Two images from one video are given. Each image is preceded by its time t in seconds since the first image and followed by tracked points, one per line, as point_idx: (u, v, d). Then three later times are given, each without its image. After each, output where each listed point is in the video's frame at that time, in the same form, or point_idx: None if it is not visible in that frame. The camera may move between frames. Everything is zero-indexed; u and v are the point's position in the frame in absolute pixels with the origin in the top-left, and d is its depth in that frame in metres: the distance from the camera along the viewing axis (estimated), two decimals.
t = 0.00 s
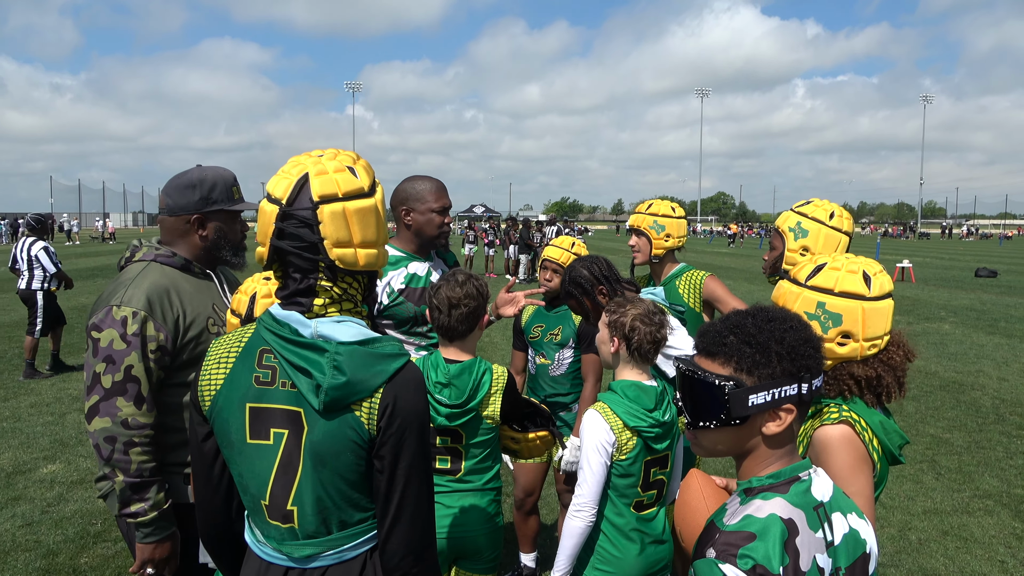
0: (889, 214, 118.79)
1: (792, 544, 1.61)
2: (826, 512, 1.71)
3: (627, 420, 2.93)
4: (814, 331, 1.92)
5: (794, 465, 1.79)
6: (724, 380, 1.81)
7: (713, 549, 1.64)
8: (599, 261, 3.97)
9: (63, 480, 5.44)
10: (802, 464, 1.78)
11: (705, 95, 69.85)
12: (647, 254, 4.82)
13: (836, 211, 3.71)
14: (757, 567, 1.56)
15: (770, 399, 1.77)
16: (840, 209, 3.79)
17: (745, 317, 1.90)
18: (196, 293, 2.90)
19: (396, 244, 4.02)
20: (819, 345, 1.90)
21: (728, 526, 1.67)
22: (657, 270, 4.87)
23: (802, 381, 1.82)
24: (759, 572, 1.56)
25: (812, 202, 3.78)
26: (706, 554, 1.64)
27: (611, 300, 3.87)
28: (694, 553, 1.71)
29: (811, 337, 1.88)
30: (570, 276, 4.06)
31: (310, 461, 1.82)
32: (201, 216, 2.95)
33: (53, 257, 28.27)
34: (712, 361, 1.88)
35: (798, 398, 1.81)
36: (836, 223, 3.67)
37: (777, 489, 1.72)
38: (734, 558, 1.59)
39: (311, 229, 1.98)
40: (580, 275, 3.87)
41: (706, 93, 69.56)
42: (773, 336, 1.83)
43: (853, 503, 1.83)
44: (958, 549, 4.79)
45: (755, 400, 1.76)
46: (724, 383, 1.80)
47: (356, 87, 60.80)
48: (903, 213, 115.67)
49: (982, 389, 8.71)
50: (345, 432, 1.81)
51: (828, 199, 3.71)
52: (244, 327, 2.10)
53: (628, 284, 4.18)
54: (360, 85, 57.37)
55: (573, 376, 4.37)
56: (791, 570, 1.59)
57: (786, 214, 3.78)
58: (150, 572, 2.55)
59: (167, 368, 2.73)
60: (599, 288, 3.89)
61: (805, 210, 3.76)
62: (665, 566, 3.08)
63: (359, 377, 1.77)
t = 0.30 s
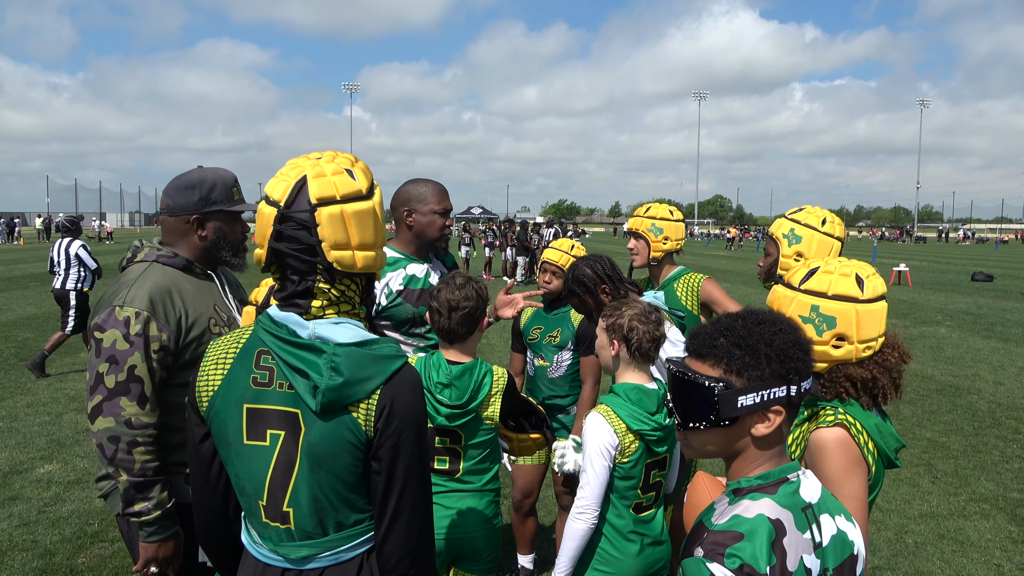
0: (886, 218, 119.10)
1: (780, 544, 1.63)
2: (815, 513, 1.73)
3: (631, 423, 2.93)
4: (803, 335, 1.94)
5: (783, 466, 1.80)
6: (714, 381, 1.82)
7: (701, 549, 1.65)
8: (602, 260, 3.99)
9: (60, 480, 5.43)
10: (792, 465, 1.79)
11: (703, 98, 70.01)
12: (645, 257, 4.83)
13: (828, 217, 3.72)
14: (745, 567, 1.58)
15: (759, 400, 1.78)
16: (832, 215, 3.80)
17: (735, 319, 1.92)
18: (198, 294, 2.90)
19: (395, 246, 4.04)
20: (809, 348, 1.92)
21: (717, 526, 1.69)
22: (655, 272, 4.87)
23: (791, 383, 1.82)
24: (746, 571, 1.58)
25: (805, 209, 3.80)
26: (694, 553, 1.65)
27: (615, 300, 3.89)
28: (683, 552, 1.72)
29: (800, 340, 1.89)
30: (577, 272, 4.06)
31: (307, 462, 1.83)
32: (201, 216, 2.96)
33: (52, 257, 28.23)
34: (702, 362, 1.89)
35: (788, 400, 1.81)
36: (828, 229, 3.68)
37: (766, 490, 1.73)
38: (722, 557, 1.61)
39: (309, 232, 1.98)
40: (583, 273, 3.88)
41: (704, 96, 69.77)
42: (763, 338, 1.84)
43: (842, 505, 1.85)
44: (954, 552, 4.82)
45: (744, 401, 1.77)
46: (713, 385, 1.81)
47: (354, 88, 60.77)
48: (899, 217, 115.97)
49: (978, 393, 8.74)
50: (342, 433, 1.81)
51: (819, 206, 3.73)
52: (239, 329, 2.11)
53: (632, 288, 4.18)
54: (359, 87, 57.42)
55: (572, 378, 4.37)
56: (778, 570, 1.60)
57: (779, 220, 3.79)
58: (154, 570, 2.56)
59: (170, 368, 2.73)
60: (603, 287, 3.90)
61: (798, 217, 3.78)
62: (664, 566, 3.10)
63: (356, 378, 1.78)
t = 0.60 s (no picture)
0: (888, 217, 118.97)
1: (768, 542, 1.64)
2: (804, 511, 1.74)
3: (639, 423, 2.93)
4: (797, 333, 1.93)
5: (773, 462, 1.80)
6: (706, 377, 1.82)
7: (689, 545, 1.66)
8: (608, 256, 4.00)
9: (63, 478, 5.44)
10: (780, 462, 1.80)
11: (705, 97, 69.96)
12: (648, 256, 4.84)
13: (821, 214, 3.76)
14: (732, 563, 1.59)
15: (750, 397, 1.78)
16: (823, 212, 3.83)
17: (728, 315, 1.91)
18: (201, 290, 2.91)
19: (398, 242, 4.05)
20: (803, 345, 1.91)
21: (706, 522, 1.69)
22: (659, 270, 4.91)
23: (783, 381, 1.82)
24: (733, 568, 1.59)
25: (798, 207, 3.80)
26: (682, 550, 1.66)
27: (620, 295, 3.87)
28: (671, 548, 1.73)
29: (793, 337, 1.88)
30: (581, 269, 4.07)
31: (303, 456, 1.84)
32: (205, 213, 2.96)
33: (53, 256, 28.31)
34: (695, 358, 1.89)
35: (779, 397, 1.81)
36: (823, 226, 3.71)
37: (756, 487, 1.73)
38: (710, 554, 1.61)
39: (306, 226, 1.98)
40: (589, 268, 3.89)
41: (705, 96, 69.75)
42: (755, 334, 1.84)
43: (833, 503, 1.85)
44: (957, 550, 4.81)
45: (735, 398, 1.77)
46: (705, 380, 1.81)
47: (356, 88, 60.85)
48: (901, 217, 115.86)
49: (981, 392, 8.73)
50: (339, 427, 1.82)
51: (812, 204, 3.75)
52: (238, 324, 2.13)
53: (637, 287, 4.16)
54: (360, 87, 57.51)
55: (574, 376, 4.37)
56: (765, 567, 1.61)
57: (773, 220, 3.78)
58: (155, 566, 2.56)
59: (173, 365, 2.74)
60: (609, 283, 3.89)
61: (790, 216, 3.78)
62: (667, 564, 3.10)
63: (353, 372, 1.79)
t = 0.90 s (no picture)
0: (890, 216, 118.72)
1: (749, 543, 1.63)
2: (788, 510, 1.74)
3: (639, 421, 2.91)
4: (784, 333, 1.90)
5: (758, 462, 1.81)
6: (690, 378, 1.81)
7: (671, 545, 1.66)
8: (612, 251, 3.96)
9: (66, 476, 5.45)
10: (763, 462, 1.80)
11: (707, 96, 69.85)
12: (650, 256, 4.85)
13: (822, 210, 3.74)
14: (711, 565, 1.58)
15: (735, 399, 1.77)
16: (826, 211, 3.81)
17: (715, 314, 1.89)
18: (204, 287, 2.92)
19: (399, 241, 4.05)
20: (790, 345, 1.89)
21: (687, 522, 1.69)
22: (661, 269, 4.91)
23: (769, 382, 1.81)
24: (713, 569, 1.58)
25: (797, 204, 3.81)
26: (662, 550, 1.66)
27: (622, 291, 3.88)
28: (652, 548, 1.73)
29: (779, 338, 1.86)
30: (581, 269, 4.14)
31: (293, 448, 1.84)
32: (207, 212, 2.95)
33: (55, 255, 28.38)
34: (680, 358, 1.87)
35: (764, 399, 1.80)
36: (825, 222, 3.70)
37: (738, 487, 1.74)
38: (690, 554, 1.60)
39: (297, 222, 1.99)
40: (593, 262, 3.87)
41: (707, 95, 69.64)
42: (741, 336, 1.82)
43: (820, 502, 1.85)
44: (959, 549, 4.80)
45: (719, 400, 1.76)
46: (689, 381, 1.81)
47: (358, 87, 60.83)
48: (904, 216, 115.62)
49: (984, 391, 8.71)
50: (331, 419, 1.82)
51: (812, 200, 3.75)
52: (230, 320, 2.14)
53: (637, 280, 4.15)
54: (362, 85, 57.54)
55: (577, 374, 4.36)
56: (747, 568, 1.61)
57: (776, 217, 3.79)
58: (158, 562, 2.57)
59: (177, 361, 2.74)
60: (610, 278, 3.89)
61: (792, 212, 3.80)
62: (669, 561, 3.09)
63: (343, 364, 1.78)
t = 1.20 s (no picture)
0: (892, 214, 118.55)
1: (740, 543, 1.64)
2: (781, 510, 1.74)
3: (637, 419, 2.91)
4: (774, 329, 1.89)
5: (750, 461, 1.80)
6: (677, 376, 1.82)
7: (660, 545, 1.66)
8: (615, 247, 3.97)
9: (68, 476, 5.46)
10: (759, 461, 1.78)
11: (707, 94, 69.76)
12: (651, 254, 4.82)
13: (836, 207, 3.70)
14: (702, 565, 1.58)
15: (721, 397, 1.76)
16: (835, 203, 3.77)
17: (702, 312, 1.89)
18: (203, 287, 2.94)
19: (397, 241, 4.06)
20: (779, 343, 1.88)
21: (677, 522, 1.69)
22: (661, 267, 4.91)
23: (756, 380, 1.80)
24: (704, 569, 1.59)
25: (811, 200, 3.74)
26: (653, 550, 1.66)
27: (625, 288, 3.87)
28: (644, 548, 1.73)
29: (768, 335, 1.85)
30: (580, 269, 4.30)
31: (266, 445, 1.85)
32: (206, 211, 2.95)
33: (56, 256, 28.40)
34: (668, 356, 1.88)
35: (752, 397, 1.79)
36: (841, 218, 3.66)
37: (730, 486, 1.73)
38: (679, 554, 1.61)
39: (276, 221, 2.00)
40: (595, 258, 3.86)
41: (708, 93, 69.56)
42: (728, 333, 1.81)
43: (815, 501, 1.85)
44: (960, 547, 4.80)
45: (706, 397, 1.76)
46: (675, 379, 1.81)
47: (358, 87, 60.85)
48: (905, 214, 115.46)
49: (985, 388, 8.71)
50: (303, 416, 1.83)
51: (825, 197, 3.70)
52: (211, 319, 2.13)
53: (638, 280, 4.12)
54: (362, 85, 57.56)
55: (577, 373, 4.37)
56: (737, 569, 1.62)
57: (789, 217, 3.70)
58: (158, 562, 2.54)
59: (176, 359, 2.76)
60: (614, 275, 3.88)
61: (807, 211, 3.71)
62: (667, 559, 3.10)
63: (314, 359, 1.80)
